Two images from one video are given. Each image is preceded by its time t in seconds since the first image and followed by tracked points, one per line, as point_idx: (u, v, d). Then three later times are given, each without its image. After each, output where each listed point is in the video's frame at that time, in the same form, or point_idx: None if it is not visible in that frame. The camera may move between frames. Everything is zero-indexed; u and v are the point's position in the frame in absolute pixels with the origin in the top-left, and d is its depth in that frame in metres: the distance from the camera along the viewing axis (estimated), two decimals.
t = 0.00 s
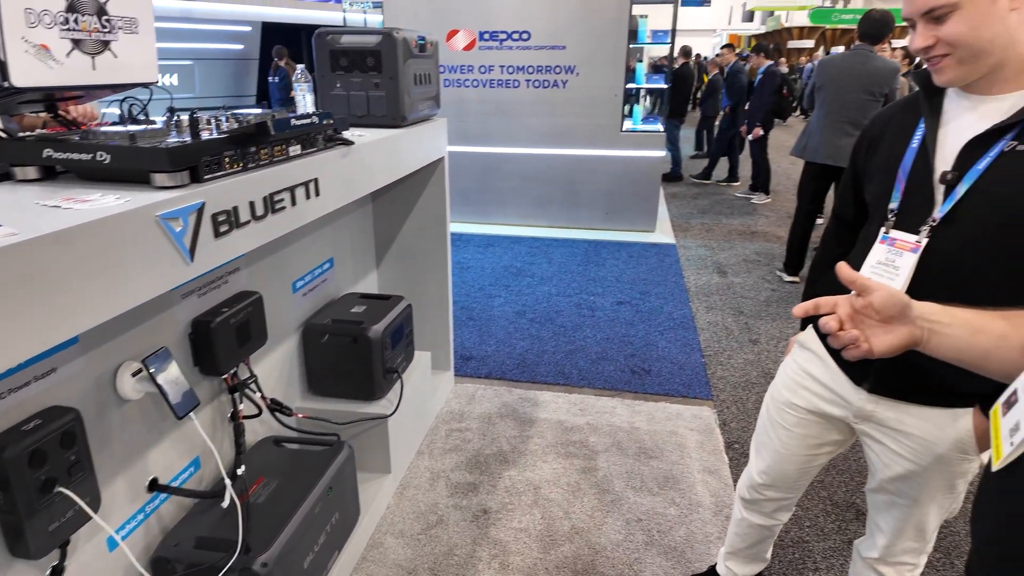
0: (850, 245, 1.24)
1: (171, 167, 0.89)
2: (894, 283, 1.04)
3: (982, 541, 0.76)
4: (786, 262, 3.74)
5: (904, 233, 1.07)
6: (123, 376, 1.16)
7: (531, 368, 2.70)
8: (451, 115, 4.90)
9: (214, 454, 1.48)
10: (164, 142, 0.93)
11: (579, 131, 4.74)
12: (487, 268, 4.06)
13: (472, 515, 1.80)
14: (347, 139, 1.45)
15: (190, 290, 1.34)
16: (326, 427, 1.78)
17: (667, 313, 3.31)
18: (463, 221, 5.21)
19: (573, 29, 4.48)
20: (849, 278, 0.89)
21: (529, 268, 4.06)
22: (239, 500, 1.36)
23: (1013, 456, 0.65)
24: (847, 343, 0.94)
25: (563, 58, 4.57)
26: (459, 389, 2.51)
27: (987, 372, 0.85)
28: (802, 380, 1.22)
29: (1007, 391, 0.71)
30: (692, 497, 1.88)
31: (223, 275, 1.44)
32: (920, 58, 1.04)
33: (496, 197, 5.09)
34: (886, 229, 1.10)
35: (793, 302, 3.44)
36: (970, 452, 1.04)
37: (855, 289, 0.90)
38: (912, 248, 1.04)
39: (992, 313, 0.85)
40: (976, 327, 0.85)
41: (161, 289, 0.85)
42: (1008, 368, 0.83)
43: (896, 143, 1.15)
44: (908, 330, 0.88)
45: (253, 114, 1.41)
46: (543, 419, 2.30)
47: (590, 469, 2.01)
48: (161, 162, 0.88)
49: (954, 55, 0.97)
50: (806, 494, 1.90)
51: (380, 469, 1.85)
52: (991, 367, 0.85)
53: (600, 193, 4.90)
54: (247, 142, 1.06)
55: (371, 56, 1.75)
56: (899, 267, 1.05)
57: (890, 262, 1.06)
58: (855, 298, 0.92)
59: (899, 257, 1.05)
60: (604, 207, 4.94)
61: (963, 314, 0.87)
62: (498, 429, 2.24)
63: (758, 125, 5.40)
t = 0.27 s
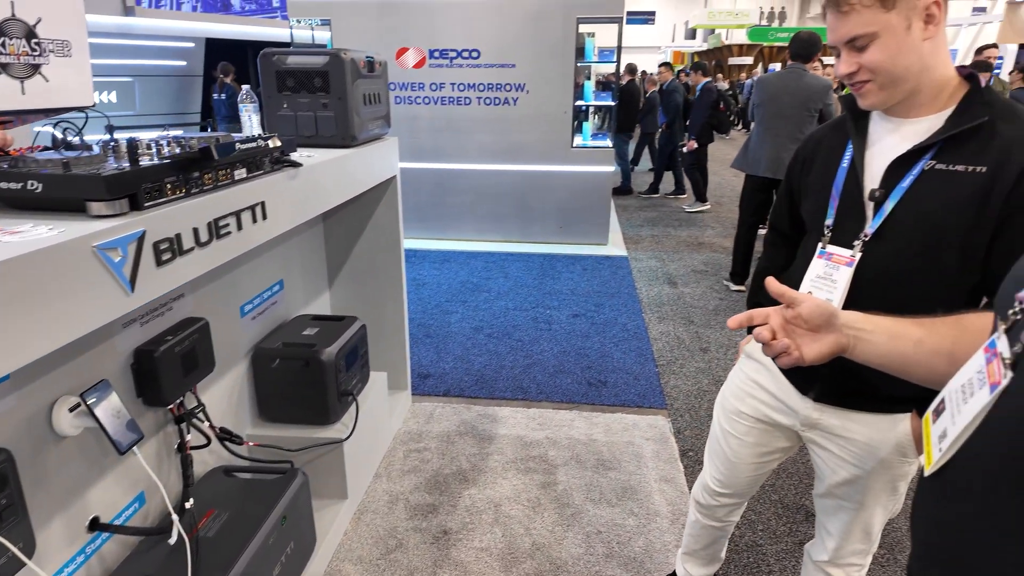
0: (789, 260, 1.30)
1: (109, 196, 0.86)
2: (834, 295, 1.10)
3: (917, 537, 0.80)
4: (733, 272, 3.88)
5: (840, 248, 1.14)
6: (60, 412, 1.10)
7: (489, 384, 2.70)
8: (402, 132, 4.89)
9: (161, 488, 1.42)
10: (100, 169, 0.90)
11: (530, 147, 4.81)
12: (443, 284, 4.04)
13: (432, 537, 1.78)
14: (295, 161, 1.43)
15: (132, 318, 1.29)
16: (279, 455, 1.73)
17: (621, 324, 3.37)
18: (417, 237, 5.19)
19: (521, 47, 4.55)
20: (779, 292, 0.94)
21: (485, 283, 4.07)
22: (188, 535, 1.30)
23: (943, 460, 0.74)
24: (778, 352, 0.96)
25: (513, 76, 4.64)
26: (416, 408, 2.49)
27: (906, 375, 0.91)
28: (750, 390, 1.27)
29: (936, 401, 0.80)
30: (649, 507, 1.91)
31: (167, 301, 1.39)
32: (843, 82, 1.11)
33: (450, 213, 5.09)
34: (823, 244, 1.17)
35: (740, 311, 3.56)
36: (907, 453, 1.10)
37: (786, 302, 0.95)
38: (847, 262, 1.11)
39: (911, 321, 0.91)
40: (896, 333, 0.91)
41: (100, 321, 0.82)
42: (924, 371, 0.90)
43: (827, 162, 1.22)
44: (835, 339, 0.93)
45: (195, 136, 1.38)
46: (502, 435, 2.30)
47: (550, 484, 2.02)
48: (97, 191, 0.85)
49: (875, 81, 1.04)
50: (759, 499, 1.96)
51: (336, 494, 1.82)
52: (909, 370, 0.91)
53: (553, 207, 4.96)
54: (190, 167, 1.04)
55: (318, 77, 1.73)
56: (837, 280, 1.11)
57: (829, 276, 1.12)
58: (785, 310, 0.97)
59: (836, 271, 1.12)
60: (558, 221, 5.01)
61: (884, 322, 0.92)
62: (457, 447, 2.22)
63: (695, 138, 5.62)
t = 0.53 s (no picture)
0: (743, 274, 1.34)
1: (56, 224, 0.83)
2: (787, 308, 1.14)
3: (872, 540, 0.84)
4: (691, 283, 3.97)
5: (791, 263, 1.18)
6: (4, 445, 1.04)
7: (455, 401, 2.68)
8: (361, 148, 4.86)
9: (113, 522, 1.36)
10: (47, 196, 0.87)
11: (491, 163, 4.84)
12: (406, 300, 4.01)
13: (398, 559, 1.75)
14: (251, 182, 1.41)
15: (81, 346, 1.24)
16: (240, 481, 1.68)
17: (584, 337, 3.41)
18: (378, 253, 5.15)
19: (480, 64, 4.60)
20: (724, 280, 0.98)
21: (449, 298, 4.06)
22: (143, 570, 1.25)
23: (895, 471, 0.78)
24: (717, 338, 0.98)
25: (473, 92, 4.67)
26: (381, 427, 2.45)
27: (840, 369, 0.95)
28: (710, 402, 1.30)
29: (890, 414, 0.84)
30: (616, 519, 1.93)
31: (119, 327, 1.35)
32: (787, 104, 1.16)
33: (412, 228, 5.07)
34: (775, 260, 1.21)
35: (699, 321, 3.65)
36: (862, 458, 1.15)
37: (729, 290, 0.98)
38: (799, 277, 1.15)
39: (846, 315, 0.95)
40: (831, 326, 0.95)
41: (46, 353, 0.79)
42: (856, 364, 0.94)
43: (776, 181, 1.27)
44: (773, 328, 0.96)
45: (147, 158, 1.35)
46: (468, 452, 2.29)
47: (517, 500, 2.02)
48: (44, 218, 0.83)
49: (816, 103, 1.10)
50: (722, 506, 2.00)
51: (299, 520, 1.77)
52: (842, 364, 0.94)
53: (515, 221, 5.00)
54: (142, 191, 1.02)
55: (275, 96, 1.72)
56: (790, 294, 1.15)
57: (782, 290, 1.17)
58: (729, 299, 1.00)
59: (789, 285, 1.16)
60: (520, 236, 5.04)
61: (822, 316, 0.96)
62: (423, 466, 2.20)
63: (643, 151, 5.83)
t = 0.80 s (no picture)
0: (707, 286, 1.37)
1: (10, 250, 0.81)
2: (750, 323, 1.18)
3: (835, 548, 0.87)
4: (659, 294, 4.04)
5: (752, 278, 1.22)
6: None
7: (426, 418, 2.66)
8: (328, 163, 4.83)
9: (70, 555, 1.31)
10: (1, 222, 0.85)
11: (460, 177, 4.86)
12: (375, 316, 3.98)
13: None
14: (215, 202, 1.39)
15: (36, 373, 1.20)
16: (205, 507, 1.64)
17: (555, 350, 3.43)
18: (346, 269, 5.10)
19: (448, 80, 4.62)
20: (674, 298, 1.00)
21: (419, 313, 4.04)
22: None
23: (862, 492, 0.77)
24: (672, 356, 1.00)
25: (440, 108, 4.69)
26: (351, 447, 2.42)
27: (793, 378, 0.98)
28: (679, 415, 1.32)
29: (860, 435, 0.84)
30: (588, 533, 1.94)
31: (76, 352, 1.30)
32: (745, 130, 1.23)
33: (381, 244, 5.05)
34: (737, 275, 1.25)
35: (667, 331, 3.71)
36: (825, 465, 1.19)
37: (680, 308, 1.00)
38: (760, 291, 1.19)
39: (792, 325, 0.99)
40: (779, 336, 0.99)
41: None
42: (808, 374, 0.97)
43: (736, 198, 1.31)
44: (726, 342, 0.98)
45: (105, 179, 1.31)
46: (440, 469, 2.28)
47: (490, 517, 2.01)
48: None
49: (771, 125, 1.16)
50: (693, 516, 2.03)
51: (268, 545, 1.73)
52: (792, 373, 0.97)
53: (484, 236, 5.02)
54: (102, 215, 1.00)
55: (239, 114, 1.70)
56: (752, 309, 1.19)
57: (744, 304, 1.20)
58: (680, 317, 1.02)
59: (751, 300, 1.20)
60: (489, 249, 5.06)
61: (770, 329, 1.00)
62: (394, 485, 2.18)
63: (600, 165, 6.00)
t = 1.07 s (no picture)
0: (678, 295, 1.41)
1: None
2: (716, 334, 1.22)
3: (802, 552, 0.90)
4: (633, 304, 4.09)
5: (719, 289, 1.26)
6: None
7: (402, 434, 2.64)
8: (299, 177, 4.79)
9: None
10: None
11: (434, 190, 4.86)
12: (349, 331, 3.94)
13: None
14: (183, 220, 1.37)
15: None
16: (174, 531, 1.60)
17: (531, 362, 3.43)
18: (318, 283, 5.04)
19: (420, 94, 4.63)
20: (639, 326, 1.03)
21: (394, 327, 4.01)
22: None
23: (831, 507, 0.80)
24: (641, 384, 1.03)
25: (413, 121, 4.69)
26: (325, 465, 2.38)
27: (757, 398, 1.01)
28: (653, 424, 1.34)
29: (831, 450, 0.87)
30: (566, 545, 1.94)
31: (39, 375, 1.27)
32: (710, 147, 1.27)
33: (354, 257, 5.01)
34: (705, 286, 1.28)
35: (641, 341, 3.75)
36: (794, 472, 1.22)
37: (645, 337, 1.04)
38: (728, 302, 1.22)
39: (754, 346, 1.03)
40: (742, 357, 1.03)
41: None
42: (773, 394, 1.00)
43: (702, 212, 1.35)
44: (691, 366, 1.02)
45: (69, 198, 1.29)
46: (416, 486, 2.26)
47: (467, 533, 2.00)
48: None
49: (734, 142, 1.20)
50: (669, 526, 2.05)
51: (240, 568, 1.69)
52: (756, 391, 1.01)
53: (459, 248, 5.02)
54: (66, 236, 0.98)
55: (208, 130, 1.68)
56: (720, 319, 1.23)
57: (712, 315, 1.24)
58: (645, 344, 1.06)
59: (719, 311, 1.24)
60: (464, 261, 5.06)
61: (734, 351, 1.04)
62: (369, 503, 2.15)
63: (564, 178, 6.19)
